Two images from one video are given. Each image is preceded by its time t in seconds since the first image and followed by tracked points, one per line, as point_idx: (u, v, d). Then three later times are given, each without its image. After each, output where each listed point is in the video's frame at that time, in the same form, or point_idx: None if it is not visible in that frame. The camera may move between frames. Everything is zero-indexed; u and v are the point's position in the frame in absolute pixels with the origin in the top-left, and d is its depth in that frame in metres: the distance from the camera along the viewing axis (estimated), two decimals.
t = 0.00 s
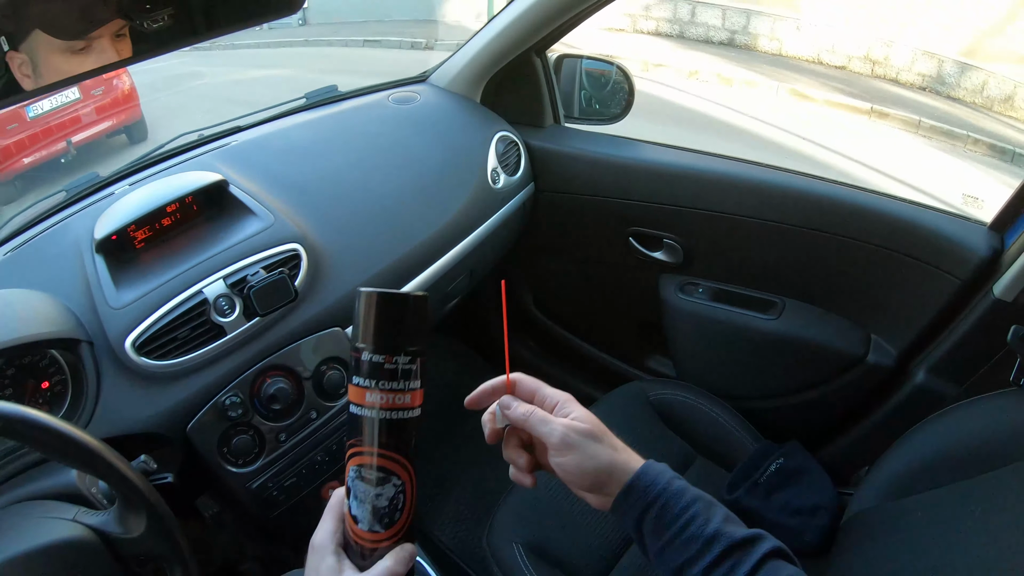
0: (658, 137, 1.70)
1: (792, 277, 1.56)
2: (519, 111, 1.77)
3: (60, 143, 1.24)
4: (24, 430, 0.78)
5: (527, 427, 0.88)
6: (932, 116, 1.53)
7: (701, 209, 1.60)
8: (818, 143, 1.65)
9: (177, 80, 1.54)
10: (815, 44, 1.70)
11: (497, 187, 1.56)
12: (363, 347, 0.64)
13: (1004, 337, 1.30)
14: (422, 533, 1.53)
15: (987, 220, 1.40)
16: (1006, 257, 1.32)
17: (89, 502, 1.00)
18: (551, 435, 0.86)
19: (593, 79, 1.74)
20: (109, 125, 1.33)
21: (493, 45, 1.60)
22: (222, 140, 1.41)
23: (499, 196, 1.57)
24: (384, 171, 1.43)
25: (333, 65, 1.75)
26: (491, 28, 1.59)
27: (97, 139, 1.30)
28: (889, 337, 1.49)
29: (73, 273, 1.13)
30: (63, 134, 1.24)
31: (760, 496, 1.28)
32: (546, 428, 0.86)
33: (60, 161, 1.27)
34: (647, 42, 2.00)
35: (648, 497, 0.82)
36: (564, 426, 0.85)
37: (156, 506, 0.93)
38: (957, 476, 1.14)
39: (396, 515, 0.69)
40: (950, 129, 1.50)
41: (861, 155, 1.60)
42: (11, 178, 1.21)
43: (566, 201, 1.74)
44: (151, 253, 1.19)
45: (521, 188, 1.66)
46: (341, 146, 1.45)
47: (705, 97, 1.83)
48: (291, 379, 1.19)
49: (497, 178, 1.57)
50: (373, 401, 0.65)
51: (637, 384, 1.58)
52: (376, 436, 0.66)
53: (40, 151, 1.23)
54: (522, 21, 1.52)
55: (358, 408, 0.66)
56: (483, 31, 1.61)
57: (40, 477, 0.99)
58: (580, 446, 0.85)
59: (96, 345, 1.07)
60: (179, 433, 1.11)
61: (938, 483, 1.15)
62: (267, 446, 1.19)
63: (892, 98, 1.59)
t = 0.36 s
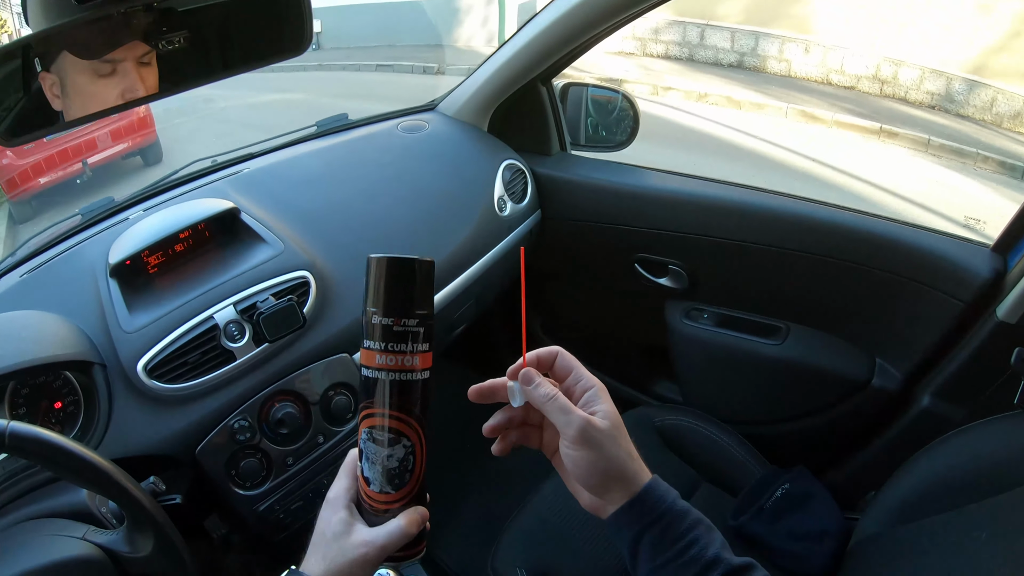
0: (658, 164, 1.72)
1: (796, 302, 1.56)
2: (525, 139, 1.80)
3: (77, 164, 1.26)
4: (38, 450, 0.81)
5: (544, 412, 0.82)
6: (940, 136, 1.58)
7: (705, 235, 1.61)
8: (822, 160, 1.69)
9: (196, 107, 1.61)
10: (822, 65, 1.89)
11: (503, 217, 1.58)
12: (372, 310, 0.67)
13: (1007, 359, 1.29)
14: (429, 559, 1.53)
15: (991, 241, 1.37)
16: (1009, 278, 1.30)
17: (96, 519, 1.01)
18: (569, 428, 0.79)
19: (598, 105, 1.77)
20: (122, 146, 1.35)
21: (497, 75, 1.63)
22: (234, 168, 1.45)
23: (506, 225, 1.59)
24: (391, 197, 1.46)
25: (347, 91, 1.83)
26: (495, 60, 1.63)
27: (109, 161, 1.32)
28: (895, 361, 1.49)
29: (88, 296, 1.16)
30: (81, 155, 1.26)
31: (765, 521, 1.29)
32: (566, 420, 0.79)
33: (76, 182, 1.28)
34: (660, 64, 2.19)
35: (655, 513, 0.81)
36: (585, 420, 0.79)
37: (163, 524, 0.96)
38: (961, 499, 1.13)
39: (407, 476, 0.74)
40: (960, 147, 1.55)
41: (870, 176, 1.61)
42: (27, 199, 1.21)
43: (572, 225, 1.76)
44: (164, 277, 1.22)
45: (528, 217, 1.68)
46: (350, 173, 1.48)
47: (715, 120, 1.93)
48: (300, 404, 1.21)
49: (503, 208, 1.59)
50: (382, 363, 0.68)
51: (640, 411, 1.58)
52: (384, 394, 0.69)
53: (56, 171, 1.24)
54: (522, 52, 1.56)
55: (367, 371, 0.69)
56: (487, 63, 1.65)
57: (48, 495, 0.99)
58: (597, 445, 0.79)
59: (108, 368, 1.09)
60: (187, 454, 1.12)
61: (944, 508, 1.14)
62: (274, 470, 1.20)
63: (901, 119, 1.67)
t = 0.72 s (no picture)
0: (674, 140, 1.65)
1: (817, 284, 1.48)
2: (531, 116, 1.73)
3: (83, 154, 1.22)
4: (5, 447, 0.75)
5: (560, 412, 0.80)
6: (956, 116, 1.48)
7: (719, 215, 1.54)
8: (834, 141, 1.62)
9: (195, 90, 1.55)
10: (837, 48, 1.79)
11: (509, 195, 1.51)
12: (410, 339, 0.68)
13: None
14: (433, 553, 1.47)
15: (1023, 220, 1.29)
16: None
17: (74, 519, 0.96)
18: (587, 426, 0.76)
19: (609, 82, 1.68)
20: (131, 136, 1.30)
21: (501, 48, 1.56)
22: (228, 150, 1.37)
23: (511, 204, 1.52)
24: (390, 178, 1.39)
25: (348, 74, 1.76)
26: (498, 31, 1.55)
27: (119, 150, 1.28)
28: (921, 347, 1.41)
29: (72, 283, 1.10)
30: (89, 143, 1.22)
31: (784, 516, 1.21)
32: (583, 417, 0.76)
33: (85, 172, 1.24)
34: (669, 43, 2.11)
35: (665, 514, 0.75)
36: (603, 418, 0.76)
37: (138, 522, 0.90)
38: (993, 492, 1.05)
39: (424, 508, 0.71)
40: (977, 130, 1.44)
41: (899, 164, 1.50)
42: (36, 191, 1.17)
43: (580, 204, 1.69)
44: (151, 263, 1.15)
45: (534, 195, 1.61)
46: (347, 153, 1.41)
47: (723, 100, 1.86)
48: (291, 395, 1.14)
49: (508, 185, 1.52)
50: (414, 392, 0.68)
51: (653, 400, 1.51)
52: (412, 426, 0.69)
53: (64, 162, 1.20)
54: (526, 21, 1.49)
55: (397, 398, 0.70)
56: (489, 35, 1.57)
57: (22, 494, 0.95)
58: (614, 444, 0.76)
59: (92, 358, 1.04)
60: (173, 447, 1.07)
61: (975, 503, 1.07)
62: (265, 464, 1.13)
63: (920, 101, 1.58)
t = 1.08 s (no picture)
0: (677, 142, 1.70)
1: (815, 282, 1.54)
2: (539, 119, 1.78)
3: (95, 155, 1.24)
4: (53, 426, 0.81)
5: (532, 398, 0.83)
6: (962, 118, 1.51)
7: (721, 215, 1.59)
8: (838, 140, 1.67)
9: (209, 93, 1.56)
10: (842, 48, 1.84)
11: (518, 196, 1.57)
12: (409, 331, 0.74)
13: None
14: (444, 539, 1.53)
15: (1012, 219, 1.34)
16: None
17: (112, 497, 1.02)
18: (560, 412, 0.80)
19: (614, 85, 1.72)
20: (142, 136, 1.34)
21: (509, 55, 1.62)
22: (248, 152, 1.44)
23: (520, 204, 1.57)
24: (405, 178, 1.45)
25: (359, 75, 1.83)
26: (506, 40, 1.61)
27: (131, 150, 1.31)
28: (913, 343, 1.46)
29: (103, 279, 1.17)
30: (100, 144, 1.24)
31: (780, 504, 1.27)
32: (555, 404, 0.80)
33: (95, 172, 1.26)
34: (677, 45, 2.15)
35: (635, 497, 0.79)
36: (575, 406, 0.80)
37: (178, 502, 0.96)
38: (978, 480, 1.10)
39: (424, 491, 0.77)
40: (982, 130, 1.48)
41: (896, 159, 1.57)
42: (48, 190, 1.20)
43: (586, 203, 1.75)
44: (178, 260, 1.22)
45: (542, 196, 1.67)
46: (364, 154, 1.48)
47: (729, 100, 1.91)
48: (313, 383, 1.21)
49: (518, 186, 1.58)
50: (413, 379, 0.75)
51: (656, 392, 1.56)
52: (408, 409, 0.75)
53: (75, 162, 1.21)
54: (533, 28, 1.54)
55: (397, 386, 0.76)
56: (499, 42, 1.62)
57: (65, 474, 1.01)
58: (585, 431, 0.80)
59: (124, 349, 1.10)
60: (201, 433, 1.13)
61: (960, 491, 1.12)
62: (287, 449, 1.20)
63: (923, 102, 1.61)
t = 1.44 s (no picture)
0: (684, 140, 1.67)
1: (825, 284, 1.51)
2: (544, 116, 1.75)
3: (95, 153, 1.21)
4: (42, 432, 0.78)
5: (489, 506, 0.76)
6: (966, 120, 1.49)
7: (729, 214, 1.56)
8: (841, 141, 1.64)
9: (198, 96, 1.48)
10: (845, 49, 1.78)
11: (523, 194, 1.54)
12: (411, 328, 0.70)
13: None
14: (447, 544, 1.50)
15: None
16: None
17: (103, 506, 1.00)
18: (518, 517, 0.73)
19: (621, 84, 1.69)
20: (143, 134, 1.30)
21: (516, 51, 1.59)
22: (248, 149, 1.41)
23: (525, 203, 1.54)
24: (408, 176, 1.42)
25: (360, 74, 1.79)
26: (514, 35, 1.58)
27: (131, 148, 1.28)
28: (927, 346, 1.43)
29: (97, 278, 1.13)
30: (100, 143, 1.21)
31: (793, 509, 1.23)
32: (511, 510, 0.73)
33: (96, 171, 1.23)
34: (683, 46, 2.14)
35: None
36: (532, 513, 0.74)
37: (168, 510, 0.92)
38: (996, 486, 1.07)
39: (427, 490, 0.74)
40: (985, 131, 1.45)
41: (902, 159, 1.54)
42: (49, 189, 1.18)
43: (592, 203, 1.72)
44: (175, 259, 1.19)
45: (548, 195, 1.64)
46: (365, 152, 1.45)
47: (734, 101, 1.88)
48: (312, 386, 1.17)
49: (523, 185, 1.55)
50: (416, 379, 0.70)
51: (663, 395, 1.53)
52: (412, 409, 0.71)
53: (75, 160, 1.19)
54: (541, 25, 1.52)
55: (399, 386, 0.72)
56: (506, 37, 1.60)
57: (57, 480, 0.99)
58: (539, 543, 0.74)
59: (117, 350, 1.07)
60: (197, 438, 1.10)
61: (978, 499, 1.09)
62: (286, 455, 1.16)
63: (927, 103, 1.58)
